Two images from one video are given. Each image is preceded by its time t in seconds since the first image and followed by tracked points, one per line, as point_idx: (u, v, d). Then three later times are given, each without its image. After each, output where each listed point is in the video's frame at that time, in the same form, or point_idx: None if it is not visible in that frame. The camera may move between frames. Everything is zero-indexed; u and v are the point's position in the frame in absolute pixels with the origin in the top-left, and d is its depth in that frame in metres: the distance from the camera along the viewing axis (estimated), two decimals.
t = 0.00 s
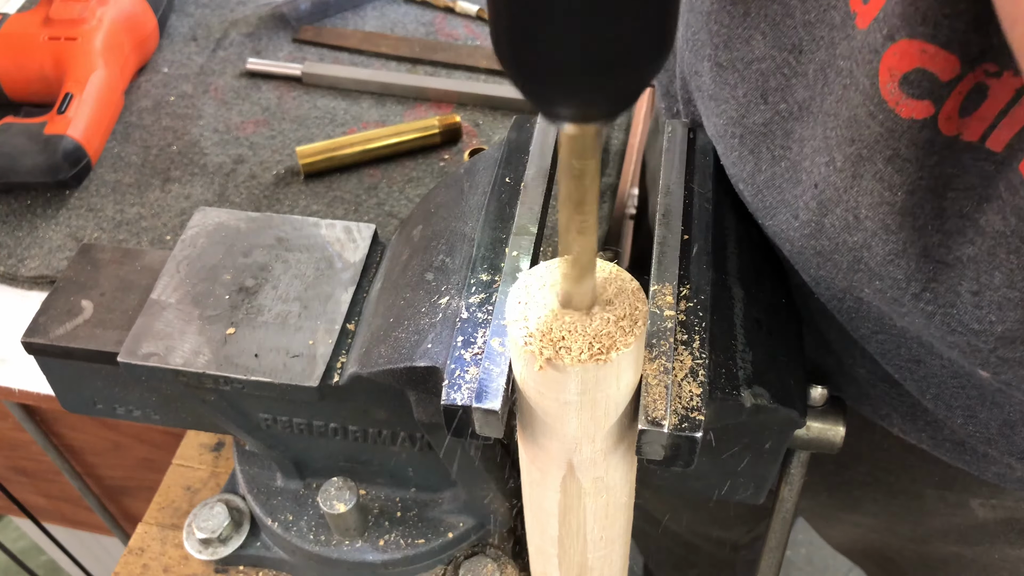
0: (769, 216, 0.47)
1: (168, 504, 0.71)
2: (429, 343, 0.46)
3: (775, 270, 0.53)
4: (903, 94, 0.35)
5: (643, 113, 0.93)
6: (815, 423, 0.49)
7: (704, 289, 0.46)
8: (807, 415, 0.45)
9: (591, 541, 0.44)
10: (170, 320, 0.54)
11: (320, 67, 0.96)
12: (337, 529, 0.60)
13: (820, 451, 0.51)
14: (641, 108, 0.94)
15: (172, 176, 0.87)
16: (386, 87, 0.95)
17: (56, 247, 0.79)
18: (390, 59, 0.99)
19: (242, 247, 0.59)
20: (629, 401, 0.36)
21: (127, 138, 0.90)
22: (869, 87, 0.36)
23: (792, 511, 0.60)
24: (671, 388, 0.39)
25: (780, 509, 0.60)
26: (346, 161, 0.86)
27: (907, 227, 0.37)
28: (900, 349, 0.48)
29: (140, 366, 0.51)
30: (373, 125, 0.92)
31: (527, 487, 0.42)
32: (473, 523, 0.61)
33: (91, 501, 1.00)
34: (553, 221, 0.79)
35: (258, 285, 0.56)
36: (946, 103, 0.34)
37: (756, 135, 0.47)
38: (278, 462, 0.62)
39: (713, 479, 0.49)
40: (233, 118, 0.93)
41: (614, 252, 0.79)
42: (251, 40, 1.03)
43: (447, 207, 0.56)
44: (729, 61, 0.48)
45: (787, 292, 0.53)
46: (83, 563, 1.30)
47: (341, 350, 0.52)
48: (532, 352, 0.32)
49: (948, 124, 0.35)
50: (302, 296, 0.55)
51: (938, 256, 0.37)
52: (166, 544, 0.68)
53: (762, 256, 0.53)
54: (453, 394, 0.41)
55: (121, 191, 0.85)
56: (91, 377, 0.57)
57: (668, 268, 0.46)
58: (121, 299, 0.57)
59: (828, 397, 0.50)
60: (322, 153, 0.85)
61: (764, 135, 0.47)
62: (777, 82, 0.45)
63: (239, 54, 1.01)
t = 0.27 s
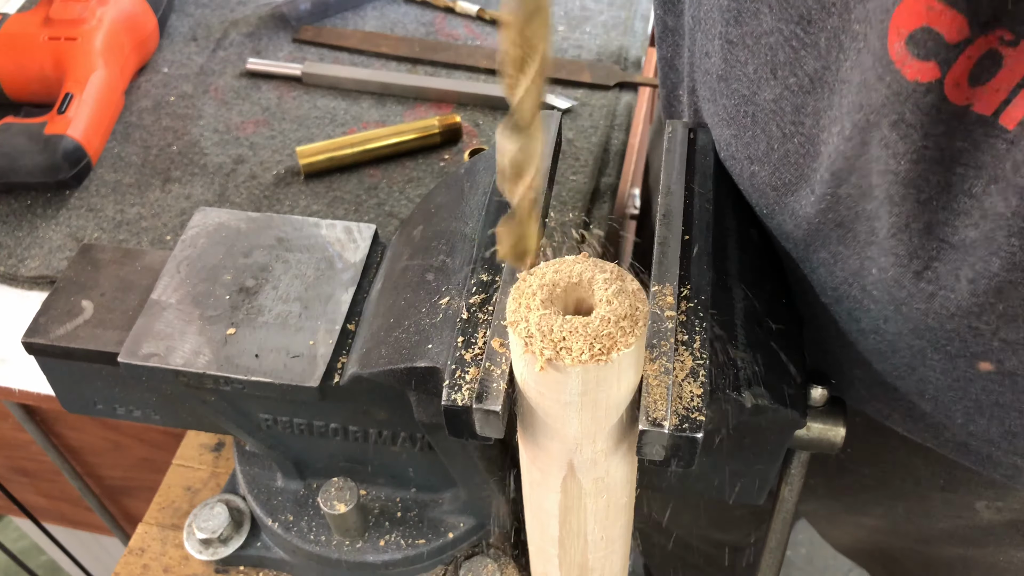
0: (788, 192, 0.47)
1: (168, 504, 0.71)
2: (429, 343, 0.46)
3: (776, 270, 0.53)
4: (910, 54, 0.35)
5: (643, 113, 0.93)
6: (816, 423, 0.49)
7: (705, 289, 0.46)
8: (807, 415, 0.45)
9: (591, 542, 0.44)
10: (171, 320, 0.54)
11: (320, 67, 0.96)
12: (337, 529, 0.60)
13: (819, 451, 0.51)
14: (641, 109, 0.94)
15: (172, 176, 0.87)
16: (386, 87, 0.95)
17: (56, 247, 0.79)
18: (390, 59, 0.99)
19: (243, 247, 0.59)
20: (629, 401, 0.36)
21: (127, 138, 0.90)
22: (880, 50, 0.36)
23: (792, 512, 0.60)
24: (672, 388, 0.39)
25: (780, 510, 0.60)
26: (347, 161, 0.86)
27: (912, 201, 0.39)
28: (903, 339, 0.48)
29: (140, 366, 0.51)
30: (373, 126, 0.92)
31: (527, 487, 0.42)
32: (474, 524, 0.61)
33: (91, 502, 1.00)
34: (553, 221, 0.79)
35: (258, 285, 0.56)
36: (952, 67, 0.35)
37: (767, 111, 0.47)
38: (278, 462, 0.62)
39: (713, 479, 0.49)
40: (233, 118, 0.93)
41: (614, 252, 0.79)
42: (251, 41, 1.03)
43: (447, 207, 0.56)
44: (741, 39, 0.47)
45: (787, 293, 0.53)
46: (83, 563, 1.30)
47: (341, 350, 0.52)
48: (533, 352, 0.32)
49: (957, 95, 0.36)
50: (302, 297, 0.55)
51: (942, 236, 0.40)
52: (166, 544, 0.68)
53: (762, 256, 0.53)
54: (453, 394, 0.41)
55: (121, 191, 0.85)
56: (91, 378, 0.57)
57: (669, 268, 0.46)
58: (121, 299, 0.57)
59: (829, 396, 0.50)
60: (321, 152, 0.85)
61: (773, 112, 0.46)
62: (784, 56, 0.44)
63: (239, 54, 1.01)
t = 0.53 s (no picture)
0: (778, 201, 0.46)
1: (168, 504, 0.71)
2: (430, 343, 0.46)
3: (775, 270, 0.53)
4: (925, 35, 0.36)
5: (642, 113, 0.93)
6: (816, 423, 0.49)
7: (705, 289, 0.46)
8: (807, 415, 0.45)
9: (591, 542, 0.44)
10: (171, 320, 0.54)
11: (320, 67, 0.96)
12: (337, 529, 0.60)
13: (819, 451, 0.51)
14: (642, 108, 0.94)
15: (172, 176, 0.87)
16: (386, 87, 0.95)
17: (56, 248, 0.79)
18: (390, 59, 0.99)
19: (242, 247, 0.59)
20: (629, 401, 0.36)
21: (127, 138, 0.90)
22: (903, 32, 0.37)
23: (792, 512, 0.61)
24: (672, 389, 0.39)
25: (780, 510, 0.60)
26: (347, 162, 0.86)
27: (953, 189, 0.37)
28: (913, 337, 0.46)
29: (140, 366, 0.51)
30: (373, 126, 0.92)
31: (527, 487, 0.42)
32: (474, 524, 0.61)
33: (91, 501, 1.00)
34: (553, 221, 0.79)
35: (258, 285, 0.56)
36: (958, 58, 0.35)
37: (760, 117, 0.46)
38: (278, 462, 0.62)
39: (712, 479, 0.49)
40: (233, 118, 0.93)
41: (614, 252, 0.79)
42: (251, 41, 1.03)
43: (447, 207, 0.56)
44: (735, 48, 0.48)
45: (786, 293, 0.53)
46: (83, 563, 1.30)
47: (341, 350, 0.52)
48: (533, 352, 0.32)
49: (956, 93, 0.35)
50: (302, 296, 0.55)
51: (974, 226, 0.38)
52: (166, 544, 0.68)
53: (762, 256, 0.53)
54: (453, 394, 0.41)
55: (121, 191, 0.85)
56: (91, 378, 0.57)
57: (669, 268, 0.46)
58: (121, 299, 0.57)
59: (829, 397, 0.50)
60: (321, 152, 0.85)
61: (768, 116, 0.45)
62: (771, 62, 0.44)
63: (239, 54, 1.01)
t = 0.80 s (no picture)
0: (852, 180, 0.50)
1: (168, 504, 0.71)
2: (430, 343, 0.46)
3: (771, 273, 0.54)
4: (875, 46, 0.47)
5: (642, 113, 0.93)
6: (817, 424, 0.48)
7: (705, 289, 0.46)
8: (808, 416, 0.45)
9: (591, 542, 0.44)
10: (171, 320, 0.54)
11: (320, 67, 0.96)
12: (337, 529, 0.60)
13: (820, 452, 0.51)
14: (641, 108, 0.94)
15: (172, 176, 0.87)
16: (385, 87, 0.95)
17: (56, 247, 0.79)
18: (390, 59, 0.99)
19: (242, 248, 0.59)
20: (629, 402, 0.36)
21: (127, 138, 0.90)
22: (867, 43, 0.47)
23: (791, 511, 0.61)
24: (672, 388, 0.39)
25: (780, 510, 0.60)
26: (347, 161, 0.86)
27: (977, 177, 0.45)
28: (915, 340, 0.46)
29: (140, 366, 0.51)
30: (373, 126, 0.92)
31: (527, 487, 0.42)
32: (474, 524, 0.61)
33: (91, 502, 1.00)
34: (553, 221, 0.79)
35: (258, 286, 0.56)
36: (906, 63, 0.46)
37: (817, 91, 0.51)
38: (278, 462, 0.62)
39: (712, 479, 0.49)
40: (233, 118, 0.93)
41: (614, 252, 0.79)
42: (251, 41, 1.03)
43: (447, 207, 0.56)
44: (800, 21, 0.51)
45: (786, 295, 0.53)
46: (83, 562, 1.30)
47: (341, 350, 0.52)
48: (533, 352, 0.32)
49: (909, 79, 0.46)
50: (302, 297, 0.55)
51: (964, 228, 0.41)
52: (166, 544, 0.68)
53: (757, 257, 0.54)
54: (453, 394, 0.41)
55: (121, 191, 0.85)
56: (92, 378, 0.57)
57: (670, 268, 0.46)
58: (121, 299, 0.57)
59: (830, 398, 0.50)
60: (321, 152, 0.85)
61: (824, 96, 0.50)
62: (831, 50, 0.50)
63: (239, 54, 1.01)
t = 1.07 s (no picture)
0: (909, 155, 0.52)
1: (168, 504, 0.71)
2: (430, 343, 0.46)
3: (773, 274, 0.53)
4: None
5: (642, 113, 0.93)
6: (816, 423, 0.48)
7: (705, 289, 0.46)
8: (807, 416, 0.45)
9: (591, 542, 0.44)
10: (171, 320, 0.54)
11: (320, 67, 0.96)
12: (337, 529, 0.60)
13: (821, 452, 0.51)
14: (641, 108, 0.94)
15: (172, 176, 0.87)
16: (385, 87, 0.95)
17: (56, 248, 0.79)
18: (390, 59, 0.99)
19: (242, 248, 0.59)
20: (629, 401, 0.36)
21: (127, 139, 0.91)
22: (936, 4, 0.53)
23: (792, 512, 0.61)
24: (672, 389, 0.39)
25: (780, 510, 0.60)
26: (347, 161, 0.86)
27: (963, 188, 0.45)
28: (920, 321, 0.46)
29: (140, 366, 0.51)
30: (373, 126, 0.92)
31: (527, 487, 0.42)
32: (474, 524, 0.62)
33: (91, 502, 1.00)
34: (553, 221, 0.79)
35: (258, 286, 0.56)
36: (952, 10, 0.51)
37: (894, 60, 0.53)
38: (278, 462, 0.62)
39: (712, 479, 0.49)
40: (233, 118, 0.93)
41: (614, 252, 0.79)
42: (251, 40, 1.03)
43: (447, 207, 0.56)
44: None
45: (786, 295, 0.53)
46: (83, 562, 1.30)
47: (341, 350, 0.52)
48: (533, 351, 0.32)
49: (954, 41, 0.52)
50: (302, 297, 0.55)
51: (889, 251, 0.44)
52: (166, 544, 0.68)
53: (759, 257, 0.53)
54: (452, 394, 0.41)
55: (121, 191, 0.85)
56: (92, 378, 0.57)
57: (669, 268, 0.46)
58: (121, 299, 0.57)
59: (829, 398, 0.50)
60: (322, 152, 0.85)
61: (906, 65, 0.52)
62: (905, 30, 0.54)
63: (239, 54, 1.01)
